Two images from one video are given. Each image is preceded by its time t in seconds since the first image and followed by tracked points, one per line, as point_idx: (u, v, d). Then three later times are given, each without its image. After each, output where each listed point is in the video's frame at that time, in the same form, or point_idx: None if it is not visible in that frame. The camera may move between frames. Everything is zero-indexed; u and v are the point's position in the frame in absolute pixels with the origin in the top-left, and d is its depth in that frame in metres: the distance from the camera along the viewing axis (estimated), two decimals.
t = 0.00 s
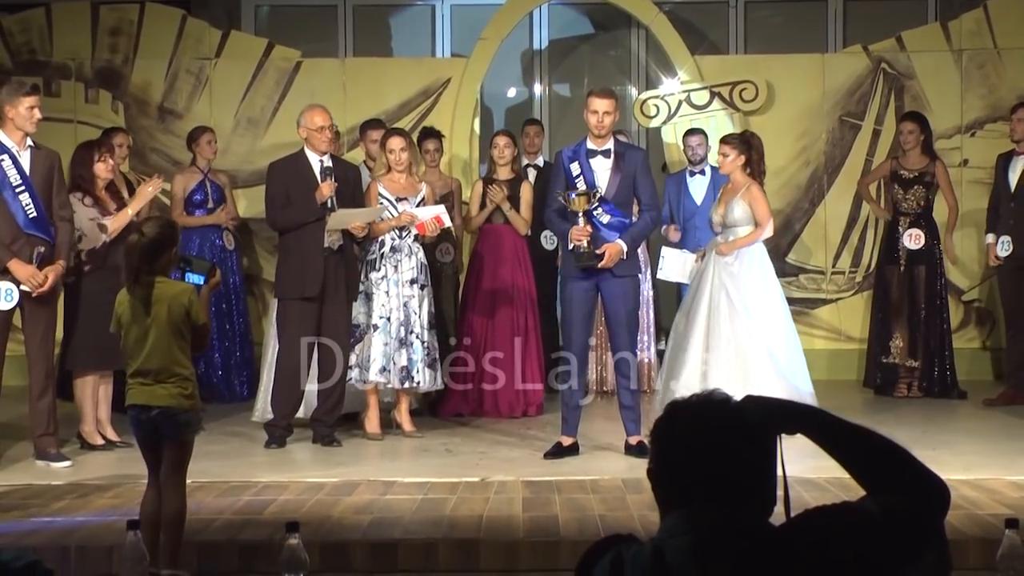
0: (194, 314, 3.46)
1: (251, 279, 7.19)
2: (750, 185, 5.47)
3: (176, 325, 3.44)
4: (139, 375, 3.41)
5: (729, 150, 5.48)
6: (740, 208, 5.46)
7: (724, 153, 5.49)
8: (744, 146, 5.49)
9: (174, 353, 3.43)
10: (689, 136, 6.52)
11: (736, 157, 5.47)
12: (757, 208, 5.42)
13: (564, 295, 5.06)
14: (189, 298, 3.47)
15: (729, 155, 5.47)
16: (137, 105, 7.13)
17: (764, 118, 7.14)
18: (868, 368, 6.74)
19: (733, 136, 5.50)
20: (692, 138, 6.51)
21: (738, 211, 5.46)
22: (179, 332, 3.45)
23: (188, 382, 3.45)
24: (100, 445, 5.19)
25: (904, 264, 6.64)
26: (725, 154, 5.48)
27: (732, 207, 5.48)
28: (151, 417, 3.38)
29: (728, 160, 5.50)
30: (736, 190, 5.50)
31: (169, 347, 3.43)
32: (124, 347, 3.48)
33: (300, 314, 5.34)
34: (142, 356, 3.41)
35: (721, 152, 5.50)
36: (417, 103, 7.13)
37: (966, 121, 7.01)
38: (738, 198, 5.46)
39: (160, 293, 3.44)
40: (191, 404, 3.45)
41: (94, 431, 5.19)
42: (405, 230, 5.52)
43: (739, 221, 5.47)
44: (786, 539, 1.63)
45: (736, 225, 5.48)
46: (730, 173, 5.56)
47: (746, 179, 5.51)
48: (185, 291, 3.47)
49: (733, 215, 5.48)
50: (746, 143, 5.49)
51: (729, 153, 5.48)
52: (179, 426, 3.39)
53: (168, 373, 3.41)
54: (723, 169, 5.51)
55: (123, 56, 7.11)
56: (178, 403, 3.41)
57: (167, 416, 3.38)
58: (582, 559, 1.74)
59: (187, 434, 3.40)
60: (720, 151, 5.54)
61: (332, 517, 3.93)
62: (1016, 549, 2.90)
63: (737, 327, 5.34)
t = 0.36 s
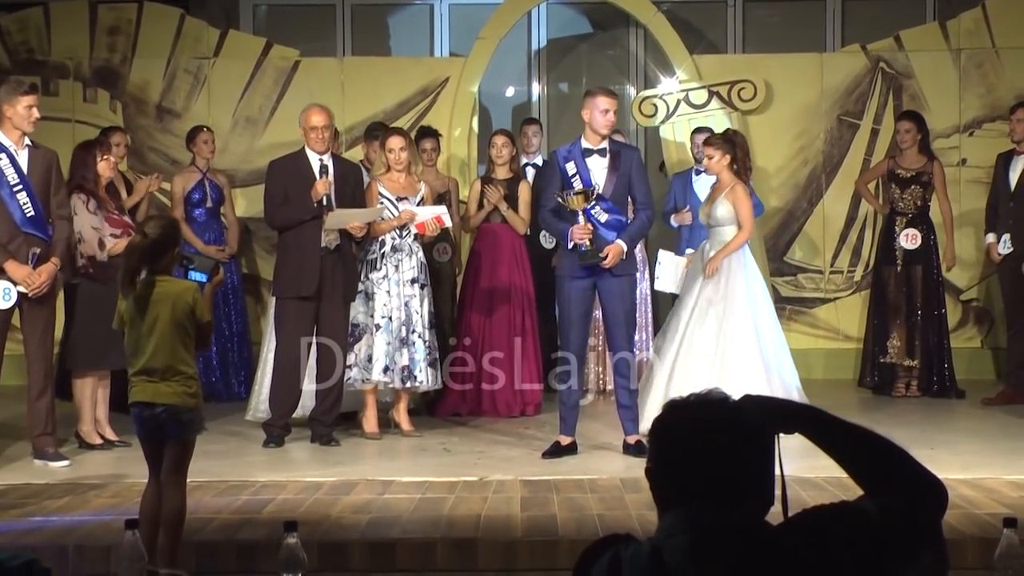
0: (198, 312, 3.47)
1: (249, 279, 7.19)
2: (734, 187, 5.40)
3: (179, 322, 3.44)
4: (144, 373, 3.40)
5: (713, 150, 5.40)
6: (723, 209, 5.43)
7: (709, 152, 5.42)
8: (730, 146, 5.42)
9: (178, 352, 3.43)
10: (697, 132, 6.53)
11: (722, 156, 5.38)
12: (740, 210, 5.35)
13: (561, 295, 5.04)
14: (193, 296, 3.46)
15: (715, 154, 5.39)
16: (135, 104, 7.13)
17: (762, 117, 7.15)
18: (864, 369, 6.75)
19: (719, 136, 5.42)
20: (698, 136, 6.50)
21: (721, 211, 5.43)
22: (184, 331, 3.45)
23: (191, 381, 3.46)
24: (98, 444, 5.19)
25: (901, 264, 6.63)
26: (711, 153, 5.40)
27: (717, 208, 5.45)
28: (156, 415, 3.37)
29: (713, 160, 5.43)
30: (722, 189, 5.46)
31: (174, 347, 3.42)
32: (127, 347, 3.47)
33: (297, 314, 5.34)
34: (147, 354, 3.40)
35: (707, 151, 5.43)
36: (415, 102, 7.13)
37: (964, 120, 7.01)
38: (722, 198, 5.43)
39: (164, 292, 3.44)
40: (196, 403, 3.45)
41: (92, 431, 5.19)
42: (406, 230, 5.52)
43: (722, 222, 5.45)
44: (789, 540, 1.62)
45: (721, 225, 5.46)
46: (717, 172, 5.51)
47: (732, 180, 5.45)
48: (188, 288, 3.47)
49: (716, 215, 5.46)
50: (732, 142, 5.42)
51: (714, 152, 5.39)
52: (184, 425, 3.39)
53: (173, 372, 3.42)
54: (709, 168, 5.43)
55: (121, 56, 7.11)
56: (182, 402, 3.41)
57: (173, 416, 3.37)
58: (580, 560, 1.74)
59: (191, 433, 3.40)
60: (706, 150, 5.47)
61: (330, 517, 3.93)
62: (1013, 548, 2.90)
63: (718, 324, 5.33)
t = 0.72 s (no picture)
0: (204, 313, 3.45)
1: (248, 280, 7.19)
2: (711, 191, 5.39)
3: (183, 325, 3.43)
4: (143, 374, 3.41)
5: (695, 151, 5.37)
6: (698, 210, 5.52)
7: (690, 153, 5.38)
8: (711, 148, 5.37)
9: (177, 353, 3.43)
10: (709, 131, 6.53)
11: (701, 158, 5.35)
12: (714, 216, 5.35)
13: (560, 295, 5.02)
14: (198, 297, 3.46)
15: (695, 156, 5.36)
16: (134, 105, 7.13)
17: (760, 118, 7.16)
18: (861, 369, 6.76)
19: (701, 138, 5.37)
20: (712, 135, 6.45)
21: (697, 211, 5.52)
22: (189, 332, 3.45)
23: (188, 383, 3.44)
24: (97, 445, 5.18)
25: (899, 265, 6.64)
26: (692, 154, 5.38)
27: (693, 209, 5.54)
28: (152, 418, 3.39)
29: (693, 160, 5.40)
30: (699, 191, 5.49)
31: (173, 349, 3.42)
32: (133, 344, 3.48)
33: (295, 314, 5.33)
34: (146, 353, 3.41)
35: (689, 151, 5.41)
36: (413, 102, 7.15)
37: (962, 121, 7.02)
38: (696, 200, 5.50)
39: (170, 294, 3.43)
40: (192, 405, 3.43)
41: (90, 431, 5.19)
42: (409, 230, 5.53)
43: (695, 224, 5.54)
44: (786, 539, 1.64)
45: (698, 226, 5.53)
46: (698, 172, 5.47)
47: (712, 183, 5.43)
48: (195, 289, 3.46)
49: (693, 215, 5.53)
50: (715, 143, 5.38)
51: (696, 153, 5.36)
52: (180, 427, 3.40)
53: (170, 372, 3.41)
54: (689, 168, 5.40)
55: (119, 56, 7.11)
56: (177, 404, 3.40)
57: (167, 418, 3.38)
58: (578, 560, 1.73)
59: (188, 434, 3.41)
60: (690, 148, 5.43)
61: (329, 517, 3.93)
62: (1011, 549, 2.91)
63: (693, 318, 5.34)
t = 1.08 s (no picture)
0: (200, 315, 3.46)
1: (248, 278, 7.18)
2: (694, 186, 5.47)
3: (180, 325, 3.44)
4: (139, 373, 3.41)
5: (675, 149, 5.40)
6: (682, 209, 5.57)
7: (670, 151, 5.41)
8: (690, 146, 5.42)
9: (171, 352, 3.42)
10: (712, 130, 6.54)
11: (682, 156, 5.38)
12: (702, 211, 5.44)
13: (561, 295, 5.01)
14: (196, 298, 3.46)
15: (676, 154, 5.39)
16: (133, 104, 7.13)
17: (759, 117, 7.16)
18: (860, 368, 6.75)
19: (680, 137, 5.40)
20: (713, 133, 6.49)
21: (682, 210, 5.56)
22: (182, 330, 3.45)
23: (185, 382, 3.43)
24: (96, 444, 5.18)
25: (897, 264, 6.64)
26: (672, 154, 5.40)
27: (676, 207, 5.58)
28: (149, 416, 3.39)
29: (674, 158, 5.42)
30: (681, 189, 5.55)
31: (168, 348, 3.42)
32: (129, 343, 3.48)
33: (295, 313, 5.33)
34: (143, 353, 3.41)
35: (668, 150, 5.44)
36: (413, 101, 7.15)
37: (962, 119, 7.02)
38: (681, 199, 5.54)
39: (170, 293, 3.43)
40: (188, 404, 3.44)
41: (90, 430, 5.19)
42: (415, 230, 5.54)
43: (681, 221, 5.58)
44: (785, 539, 1.63)
45: (682, 223, 5.58)
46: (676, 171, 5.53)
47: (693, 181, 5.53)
48: (194, 290, 3.46)
49: (677, 213, 5.58)
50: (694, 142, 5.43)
51: (676, 151, 5.39)
52: (176, 426, 3.40)
53: (166, 372, 3.41)
54: (669, 167, 5.44)
55: (119, 55, 7.11)
56: (173, 404, 3.40)
57: (163, 417, 3.39)
58: (577, 559, 1.73)
59: (186, 433, 3.41)
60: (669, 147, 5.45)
61: (329, 515, 3.93)
62: (1011, 548, 2.91)
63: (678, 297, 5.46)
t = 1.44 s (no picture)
0: (193, 316, 3.45)
1: (247, 279, 7.18)
2: (673, 185, 5.60)
3: (172, 327, 3.43)
4: (136, 375, 3.42)
5: (656, 150, 5.44)
6: (663, 209, 5.64)
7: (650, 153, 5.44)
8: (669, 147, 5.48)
9: (165, 354, 3.42)
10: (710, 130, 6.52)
11: (662, 158, 5.44)
12: (682, 208, 5.61)
13: (560, 296, 5.01)
14: (188, 299, 3.45)
15: (656, 155, 5.45)
16: (132, 104, 7.13)
17: (758, 117, 7.16)
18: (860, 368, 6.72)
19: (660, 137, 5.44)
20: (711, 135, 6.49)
21: (662, 210, 5.63)
22: (175, 331, 3.44)
23: (184, 383, 3.45)
24: (95, 444, 5.18)
25: (896, 264, 6.64)
26: (652, 155, 5.44)
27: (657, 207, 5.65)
28: (149, 418, 3.39)
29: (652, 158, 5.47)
30: (661, 189, 5.65)
31: (163, 349, 3.42)
32: (125, 345, 3.48)
33: (294, 312, 5.33)
34: (139, 356, 3.41)
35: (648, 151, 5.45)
36: (411, 101, 7.15)
37: (960, 119, 7.02)
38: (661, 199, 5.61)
39: (161, 294, 3.43)
40: (188, 404, 3.44)
41: (89, 430, 5.19)
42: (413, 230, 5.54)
43: (663, 221, 5.66)
44: (784, 539, 1.64)
45: (660, 222, 5.68)
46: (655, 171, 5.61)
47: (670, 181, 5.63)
48: (186, 291, 3.46)
49: (657, 213, 5.65)
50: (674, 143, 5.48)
51: (657, 152, 5.43)
52: (176, 428, 3.38)
53: (163, 373, 3.41)
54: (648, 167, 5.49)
55: (118, 55, 7.10)
56: (173, 404, 3.40)
57: (163, 418, 3.38)
58: (576, 559, 1.73)
59: (186, 433, 3.39)
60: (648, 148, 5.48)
61: (328, 516, 3.93)
62: (1010, 548, 2.91)
63: (660, 284, 5.65)
